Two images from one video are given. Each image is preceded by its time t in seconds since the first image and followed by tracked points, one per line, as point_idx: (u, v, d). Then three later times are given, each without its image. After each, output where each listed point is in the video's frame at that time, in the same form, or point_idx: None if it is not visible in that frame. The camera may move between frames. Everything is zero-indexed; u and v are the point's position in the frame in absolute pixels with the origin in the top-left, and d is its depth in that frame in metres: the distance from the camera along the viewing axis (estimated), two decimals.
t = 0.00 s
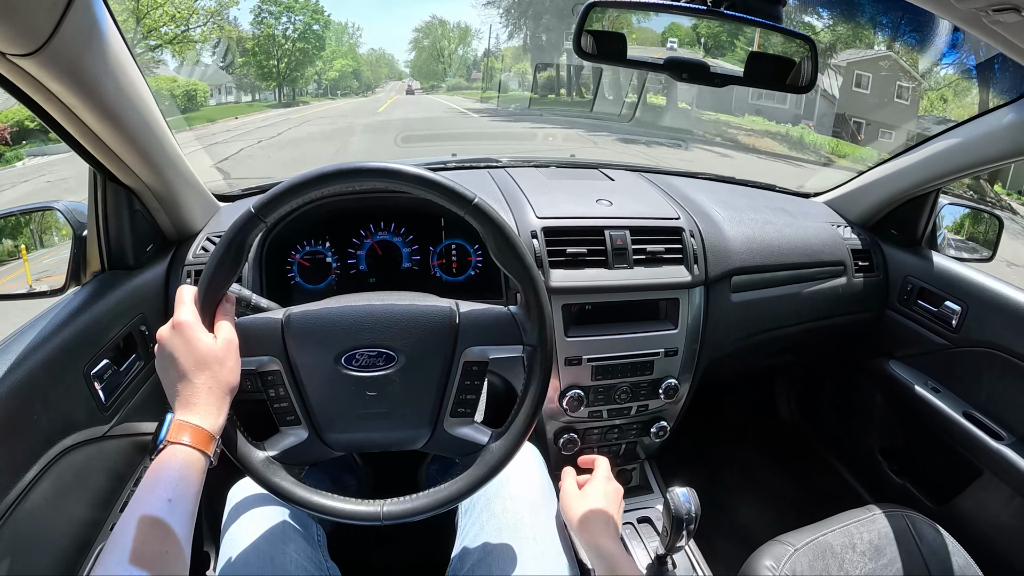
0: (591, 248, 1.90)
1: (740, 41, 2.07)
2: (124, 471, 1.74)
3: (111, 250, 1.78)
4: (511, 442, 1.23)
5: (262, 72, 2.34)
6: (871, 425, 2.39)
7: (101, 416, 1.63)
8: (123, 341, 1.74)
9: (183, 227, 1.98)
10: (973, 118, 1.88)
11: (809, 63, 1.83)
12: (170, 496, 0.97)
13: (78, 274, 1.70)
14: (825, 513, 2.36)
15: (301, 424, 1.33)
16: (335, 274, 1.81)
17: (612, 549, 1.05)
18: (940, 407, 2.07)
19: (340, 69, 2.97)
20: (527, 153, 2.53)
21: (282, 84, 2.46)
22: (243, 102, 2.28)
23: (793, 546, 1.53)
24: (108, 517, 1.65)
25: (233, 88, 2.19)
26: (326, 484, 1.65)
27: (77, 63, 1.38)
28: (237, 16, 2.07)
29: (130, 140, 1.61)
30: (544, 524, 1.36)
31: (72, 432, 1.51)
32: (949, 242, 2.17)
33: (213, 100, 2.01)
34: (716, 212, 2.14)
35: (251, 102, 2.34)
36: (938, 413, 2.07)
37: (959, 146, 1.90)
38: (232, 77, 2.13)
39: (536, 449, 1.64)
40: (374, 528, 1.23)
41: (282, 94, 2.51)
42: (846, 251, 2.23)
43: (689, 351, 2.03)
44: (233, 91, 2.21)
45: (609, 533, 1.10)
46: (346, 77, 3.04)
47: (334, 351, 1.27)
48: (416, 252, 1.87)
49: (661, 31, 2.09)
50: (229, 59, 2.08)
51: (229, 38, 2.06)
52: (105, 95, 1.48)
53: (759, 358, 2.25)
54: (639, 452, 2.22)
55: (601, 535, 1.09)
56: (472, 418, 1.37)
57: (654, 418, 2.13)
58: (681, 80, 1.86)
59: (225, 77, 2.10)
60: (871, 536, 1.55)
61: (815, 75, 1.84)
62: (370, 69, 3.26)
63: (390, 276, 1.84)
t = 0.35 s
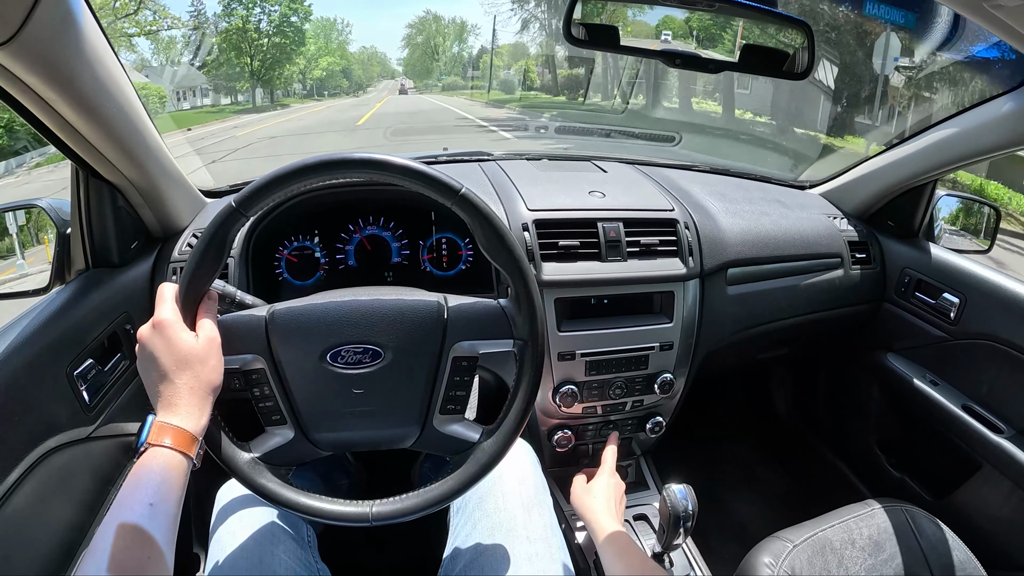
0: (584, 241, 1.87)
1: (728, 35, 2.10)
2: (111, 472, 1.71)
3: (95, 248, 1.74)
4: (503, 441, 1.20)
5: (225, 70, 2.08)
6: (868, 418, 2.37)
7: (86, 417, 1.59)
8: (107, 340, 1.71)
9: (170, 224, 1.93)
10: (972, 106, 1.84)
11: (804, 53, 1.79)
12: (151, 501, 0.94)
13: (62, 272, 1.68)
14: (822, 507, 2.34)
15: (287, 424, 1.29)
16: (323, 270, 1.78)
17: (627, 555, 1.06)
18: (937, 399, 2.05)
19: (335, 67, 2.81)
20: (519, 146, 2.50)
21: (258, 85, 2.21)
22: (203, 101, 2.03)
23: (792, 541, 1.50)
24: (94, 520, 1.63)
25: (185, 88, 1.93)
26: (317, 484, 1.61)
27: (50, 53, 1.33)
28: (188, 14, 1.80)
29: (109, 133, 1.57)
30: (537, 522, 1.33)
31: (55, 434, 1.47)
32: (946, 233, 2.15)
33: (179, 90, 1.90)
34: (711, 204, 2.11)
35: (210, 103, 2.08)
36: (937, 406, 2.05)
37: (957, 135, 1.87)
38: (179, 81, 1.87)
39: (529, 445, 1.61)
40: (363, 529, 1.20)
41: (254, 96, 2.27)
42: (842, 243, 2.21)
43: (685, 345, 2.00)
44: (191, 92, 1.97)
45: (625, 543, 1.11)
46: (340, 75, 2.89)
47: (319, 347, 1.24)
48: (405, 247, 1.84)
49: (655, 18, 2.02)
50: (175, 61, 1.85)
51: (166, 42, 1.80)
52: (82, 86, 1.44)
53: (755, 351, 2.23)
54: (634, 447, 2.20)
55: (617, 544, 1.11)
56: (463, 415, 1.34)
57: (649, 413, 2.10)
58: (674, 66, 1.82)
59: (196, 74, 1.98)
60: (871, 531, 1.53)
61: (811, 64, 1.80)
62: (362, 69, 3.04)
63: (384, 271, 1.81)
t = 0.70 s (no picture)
0: (600, 250, 1.88)
1: (737, 43, 2.12)
2: (128, 475, 1.72)
3: (115, 254, 1.78)
4: (519, 449, 1.20)
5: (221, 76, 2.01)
6: (882, 427, 2.35)
7: (105, 422, 1.60)
8: (127, 346, 1.73)
9: (188, 230, 1.96)
10: (987, 116, 1.84)
11: (820, 63, 1.80)
12: (170, 505, 0.96)
13: (82, 276, 1.71)
14: (835, 517, 2.33)
15: (305, 430, 1.30)
16: (340, 277, 1.81)
17: (642, 560, 1.08)
18: (950, 408, 2.04)
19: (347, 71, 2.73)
20: (534, 154, 2.51)
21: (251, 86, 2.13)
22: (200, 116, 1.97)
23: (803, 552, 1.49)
24: (112, 523, 1.65)
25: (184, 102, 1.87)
26: (331, 490, 1.63)
27: (75, 65, 1.35)
28: (194, 20, 1.78)
29: (131, 143, 1.59)
30: (551, 529, 1.33)
31: (75, 437, 1.49)
32: (960, 242, 2.13)
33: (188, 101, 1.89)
34: (726, 214, 2.11)
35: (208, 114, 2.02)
36: (950, 416, 2.04)
37: (973, 145, 1.86)
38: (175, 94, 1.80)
39: (544, 454, 1.62)
40: (379, 534, 1.21)
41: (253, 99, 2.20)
42: (857, 252, 2.20)
43: (700, 354, 2.00)
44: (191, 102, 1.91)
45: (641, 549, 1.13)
46: (353, 79, 2.83)
47: (338, 356, 1.25)
48: (422, 255, 1.87)
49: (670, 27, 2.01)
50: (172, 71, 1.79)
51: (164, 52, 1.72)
52: (105, 98, 1.46)
53: (769, 361, 2.23)
54: (649, 456, 2.19)
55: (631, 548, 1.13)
56: (479, 424, 1.35)
57: (663, 422, 2.10)
58: (690, 79, 1.83)
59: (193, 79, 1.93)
60: (883, 542, 1.52)
61: (825, 76, 1.82)
62: (375, 72, 3.03)
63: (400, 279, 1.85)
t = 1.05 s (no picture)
0: (623, 264, 1.92)
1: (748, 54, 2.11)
2: (154, 480, 1.75)
3: (144, 261, 1.82)
4: (546, 459, 1.23)
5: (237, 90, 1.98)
6: (897, 440, 2.36)
7: (135, 427, 1.64)
8: (156, 352, 1.76)
9: (215, 238, 2.01)
10: (1004, 132, 1.86)
11: (841, 76, 1.81)
12: (206, 512, 0.93)
13: (110, 284, 1.76)
14: (849, 528, 2.34)
15: (337, 439, 1.35)
16: (367, 287, 1.89)
17: None
18: (968, 422, 2.05)
19: (353, 75, 2.78)
20: (555, 167, 2.56)
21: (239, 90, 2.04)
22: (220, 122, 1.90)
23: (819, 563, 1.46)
24: (139, 527, 1.67)
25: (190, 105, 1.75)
26: (357, 497, 1.66)
27: (117, 79, 1.39)
28: (226, 33, 1.82)
29: (166, 154, 1.63)
30: (574, 538, 1.35)
31: (104, 442, 1.52)
32: (977, 255, 2.14)
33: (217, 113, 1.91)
34: (746, 227, 2.14)
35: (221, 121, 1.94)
36: (965, 428, 2.05)
37: (989, 160, 1.88)
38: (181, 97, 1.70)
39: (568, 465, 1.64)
40: (407, 542, 1.22)
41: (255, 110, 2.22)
42: (873, 265, 2.23)
43: (720, 366, 2.02)
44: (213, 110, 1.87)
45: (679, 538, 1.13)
46: (356, 83, 2.89)
47: (372, 366, 1.31)
48: (448, 266, 1.95)
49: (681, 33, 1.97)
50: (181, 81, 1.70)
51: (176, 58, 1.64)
52: (143, 110, 1.49)
53: (786, 374, 2.25)
54: (669, 466, 2.23)
55: (669, 536, 1.13)
56: (508, 434, 1.40)
57: (683, 433, 2.13)
58: (715, 98, 1.87)
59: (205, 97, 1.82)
60: (898, 553, 1.48)
61: (846, 91, 1.82)
62: (389, 76, 3.10)
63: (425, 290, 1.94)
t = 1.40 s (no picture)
0: (641, 268, 1.94)
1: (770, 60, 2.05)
2: (176, 478, 1.76)
3: (167, 263, 1.86)
4: (563, 459, 1.24)
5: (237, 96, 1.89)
6: (912, 446, 2.35)
7: (156, 425, 1.66)
8: (177, 352, 1.79)
9: (237, 239, 2.03)
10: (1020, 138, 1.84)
11: (857, 82, 1.82)
12: (228, 510, 0.90)
13: (133, 283, 1.78)
14: (863, 535, 2.33)
15: (357, 440, 1.38)
16: (385, 290, 1.93)
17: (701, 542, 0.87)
18: (985, 431, 2.03)
19: (359, 76, 2.70)
20: (572, 172, 2.58)
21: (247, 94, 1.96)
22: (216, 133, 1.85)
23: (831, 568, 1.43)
24: (159, 523, 1.64)
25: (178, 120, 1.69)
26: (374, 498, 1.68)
27: (145, 85, 1.42)
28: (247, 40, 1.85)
29: (190, 157, 1.66)
30: (590, 540, 1.36)
31: (127, 439, 1.54)
32: (995, 262, 2.13)
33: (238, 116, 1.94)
34: (763, 232, 2.15)
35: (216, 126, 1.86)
36: (980, 435, 2.04)
37: (1005, 166, 1.88)
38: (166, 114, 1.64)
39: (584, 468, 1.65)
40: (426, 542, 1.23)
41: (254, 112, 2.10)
42: (890, 270, 2.22)
43: (736, 370, 2.03)
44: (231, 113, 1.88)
45: (674, 420, 0.99)
46: (365, 84, 2.81)
47: (392, 367, 1.33)
48: (466, 269, 1.98)
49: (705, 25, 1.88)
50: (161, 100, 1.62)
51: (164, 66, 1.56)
52: (168, 114, 1.52)
53: (801, 380, 2.25)
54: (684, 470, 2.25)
55: (668, 413, 0.98)
56: (527, 436, 1.42)
57: (698, 437, 2.14)
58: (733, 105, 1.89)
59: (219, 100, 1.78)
60: (912, 560, 1.45)
61: (864, 96, 1.84)
62: (403, 77, 3.12)
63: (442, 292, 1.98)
